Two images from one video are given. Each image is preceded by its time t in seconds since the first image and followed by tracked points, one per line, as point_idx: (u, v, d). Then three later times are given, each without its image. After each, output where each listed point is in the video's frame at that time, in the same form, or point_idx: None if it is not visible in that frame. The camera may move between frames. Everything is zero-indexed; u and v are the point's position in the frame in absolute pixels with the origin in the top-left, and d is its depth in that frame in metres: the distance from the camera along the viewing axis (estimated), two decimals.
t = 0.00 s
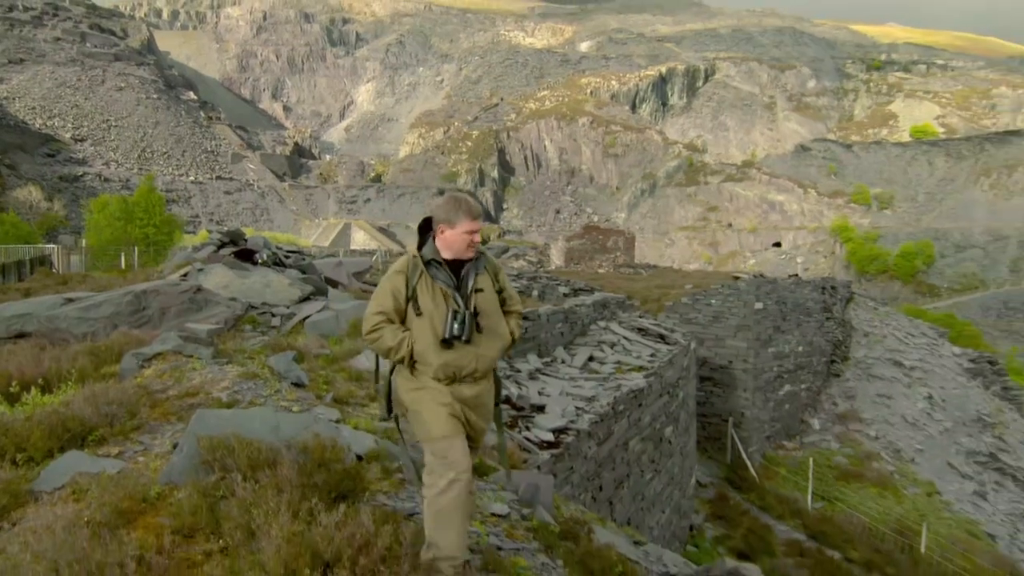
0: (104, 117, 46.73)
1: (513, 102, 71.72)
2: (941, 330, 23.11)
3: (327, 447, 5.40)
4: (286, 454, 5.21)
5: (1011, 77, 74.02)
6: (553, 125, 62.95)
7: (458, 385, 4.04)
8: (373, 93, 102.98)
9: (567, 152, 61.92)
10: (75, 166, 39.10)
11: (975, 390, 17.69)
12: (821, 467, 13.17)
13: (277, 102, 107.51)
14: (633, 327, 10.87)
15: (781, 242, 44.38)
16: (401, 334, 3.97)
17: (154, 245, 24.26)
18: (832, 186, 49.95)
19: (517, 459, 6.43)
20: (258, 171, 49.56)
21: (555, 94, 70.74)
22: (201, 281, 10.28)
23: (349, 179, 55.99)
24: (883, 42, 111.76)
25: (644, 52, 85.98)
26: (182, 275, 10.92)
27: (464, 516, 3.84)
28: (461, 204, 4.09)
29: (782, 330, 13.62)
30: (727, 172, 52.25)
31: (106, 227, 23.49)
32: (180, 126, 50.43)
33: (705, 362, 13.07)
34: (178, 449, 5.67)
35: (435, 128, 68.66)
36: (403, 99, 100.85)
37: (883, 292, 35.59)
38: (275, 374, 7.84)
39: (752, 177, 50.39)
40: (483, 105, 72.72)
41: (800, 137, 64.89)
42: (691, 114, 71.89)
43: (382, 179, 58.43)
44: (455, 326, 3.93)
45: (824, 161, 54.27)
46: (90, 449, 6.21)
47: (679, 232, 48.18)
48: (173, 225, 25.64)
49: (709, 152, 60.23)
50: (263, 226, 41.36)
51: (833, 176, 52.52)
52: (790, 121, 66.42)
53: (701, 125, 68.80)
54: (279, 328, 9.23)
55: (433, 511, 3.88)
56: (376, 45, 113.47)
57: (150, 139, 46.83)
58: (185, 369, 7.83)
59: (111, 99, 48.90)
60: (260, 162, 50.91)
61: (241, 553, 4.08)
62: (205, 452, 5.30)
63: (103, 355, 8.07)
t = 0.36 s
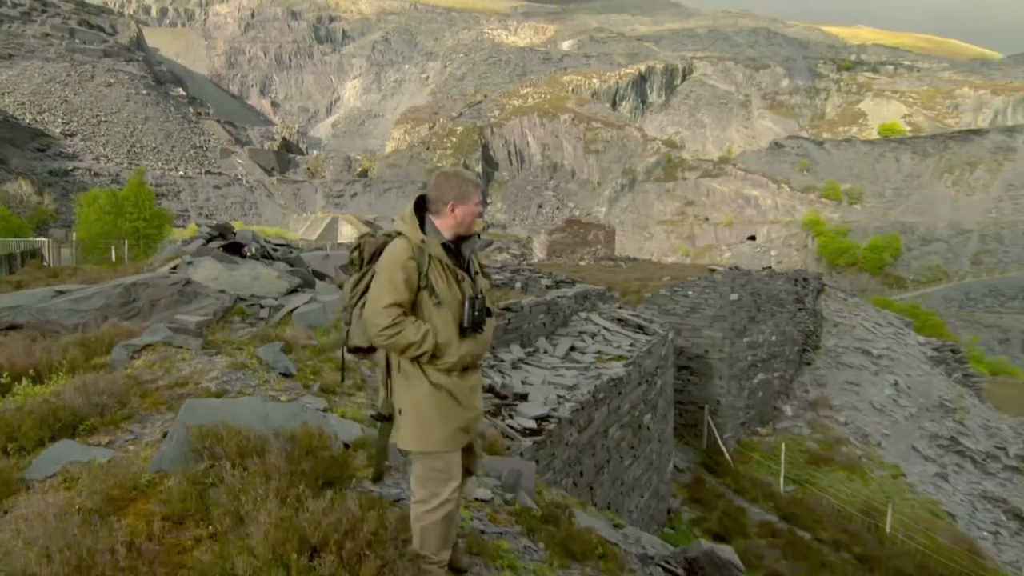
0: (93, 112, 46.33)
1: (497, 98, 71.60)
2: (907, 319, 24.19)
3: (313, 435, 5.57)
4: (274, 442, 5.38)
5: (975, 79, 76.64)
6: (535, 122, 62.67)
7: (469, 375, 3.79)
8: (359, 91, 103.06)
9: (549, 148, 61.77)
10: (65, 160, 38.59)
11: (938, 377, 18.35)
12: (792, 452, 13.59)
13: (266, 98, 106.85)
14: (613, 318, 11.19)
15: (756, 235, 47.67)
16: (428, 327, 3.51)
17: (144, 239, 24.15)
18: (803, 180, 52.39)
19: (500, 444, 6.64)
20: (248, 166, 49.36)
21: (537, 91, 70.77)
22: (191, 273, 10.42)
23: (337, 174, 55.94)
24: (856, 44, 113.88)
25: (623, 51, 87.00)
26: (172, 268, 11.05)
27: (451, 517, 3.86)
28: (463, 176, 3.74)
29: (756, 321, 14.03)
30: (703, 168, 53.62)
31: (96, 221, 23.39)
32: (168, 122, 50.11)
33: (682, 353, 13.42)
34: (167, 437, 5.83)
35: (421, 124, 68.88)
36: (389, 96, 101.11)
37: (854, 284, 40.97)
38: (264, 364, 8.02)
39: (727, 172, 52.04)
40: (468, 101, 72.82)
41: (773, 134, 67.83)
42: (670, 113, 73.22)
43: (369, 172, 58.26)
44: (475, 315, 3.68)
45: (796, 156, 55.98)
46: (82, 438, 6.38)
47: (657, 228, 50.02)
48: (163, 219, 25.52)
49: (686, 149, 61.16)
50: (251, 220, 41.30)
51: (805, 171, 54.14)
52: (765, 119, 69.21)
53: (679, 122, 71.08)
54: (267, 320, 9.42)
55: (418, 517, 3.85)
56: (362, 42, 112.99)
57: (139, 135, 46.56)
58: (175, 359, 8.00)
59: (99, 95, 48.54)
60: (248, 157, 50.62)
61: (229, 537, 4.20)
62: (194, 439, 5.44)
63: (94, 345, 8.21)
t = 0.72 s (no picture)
0: (81, 108, 45.61)
1: (481, 96, 71.60)
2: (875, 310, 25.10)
3: (300, 427, 5.73)
4: (261, 433, 5.52)
5: (940, 80, 78.20)
6: (517, 120, 62.68)
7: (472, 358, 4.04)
8: (344, 88, 102.98)
9: (531, 145, 61.79)
10: (52, 156, 38.42)
11: (905, 366, 18.90)
12: (766, 439, 13.98)
13: (252, 95, 106.26)
14: (593, 311, 11.47)
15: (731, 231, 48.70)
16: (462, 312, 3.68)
17: (133, 234, 24.07)
18: (777, 177, 53.25)
19: (483, 435, 6.85)
20: (236, 162, 49.11)
21: (519, 89, 70.60)
22: (179, 268, 10.53)
23: (323, 169, 55.82)
24: (830, 46, 115.39)
25: (604, 50, 87.80)
26: (160, 262, 11.14)
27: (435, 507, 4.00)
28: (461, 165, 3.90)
29: (732, 313, 14.39)
30: (682, 165, 54.87)
31: (84, 216, 23.32)
32: (157, 117, 49.40)
33: (661, 344, 13.75)
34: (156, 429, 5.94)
35: (404, 121, 68.00)
36: (374, 93, 101.10)
37: (825, 277, 43.18)
38: (251, 357, 8.17)
39: (704, 169, 53.25)
40: (451, 98, 72.80)
41: (748, 132, 69.26)
42: (650, 111, 74.45)
43: (354, 168, 58.23)
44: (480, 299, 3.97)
45: (769, 155, 55.94)
46: (70, 429, 6.46)
47: (637, 222, 51.33)
48: (152, 214, 25.43)
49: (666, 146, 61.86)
50: (239, 216, 41.28)
51: (778, 168, 54.71)
52: (740, 117, 70.50)
53: (658, 120, 72.12)
54: (255, 313, 9.56)
55: (400, 510, 3.95)
56: (347, 39, 111.96)
57: (127, 130, 45.93)
58: (163, 353, 8.13)
59: (87, 91, 47.71)
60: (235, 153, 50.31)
61: (218, 525, 4.30)
62: (182, 430, 5.56)
63: (82, 339, 8.32)
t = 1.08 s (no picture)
0: (70, 107, 45.13)
1: (465, 96, 71.59)
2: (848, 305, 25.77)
3: (290, 420, 5.87)
4: (250, 426, 5.61)
5: (908, 83, 79.81)
6: (502, 119, 62.86)
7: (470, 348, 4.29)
8: (331, 87, 102.86)
9: (515, 143, 62.12)
10: (42, 154, 38.06)
11: (875, 358, 19.40)
12: (744, 430, 14.36)
13: (241, 94, 105.71)
14: (575, 306, 11.72)
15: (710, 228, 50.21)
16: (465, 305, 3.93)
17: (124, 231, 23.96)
18: (754, 176, 54.52)
19: (470, 427, 7.06)
20: (224, 160, 48.97)
21: (503, 89, 70.78)
22: (169, 264, 10.64)
23: (311, 167, 55.71)
24: (804, 49, 117.14)
25: (587, 52, 88.47)
26: (150, 258, 11.23)
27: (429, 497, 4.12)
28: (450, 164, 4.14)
29: (711, 308, 14.74)
30: (662, 164, 55.47)
31: (75, 214, 23.20)
32: (147, 117, 49.08)
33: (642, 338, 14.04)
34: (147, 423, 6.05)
35: (392, 120, 68.31)
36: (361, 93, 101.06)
37: (800, 272, 44.27)
38: (240, 351, 8.32)
39: (685, 168, 54.12)
40: (438, 97, 72.87)
41: (727, 132, 70.33)
42: (631, 110, 75.03)
43: (341, 166, 58.23)
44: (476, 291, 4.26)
45: (746, 154, 56.70)
46: (61, 423, 6.55)
47: (619, 220, 52.05)
48: (142, 211, 25.33)
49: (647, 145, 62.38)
50: (228, 213, 41.30)
51: (755, 168, 55.59)
52: (718, 118, 71.47)
53: (639, 120, 72.89)
54: (244, 308, 9.72)
55: (392, 501, 4.04)
56: (335, 39, 111.90)
57: (117, 130, 45.61)
58: (153, 348, 8.25)
59: (77, 90, 47.19)
60: (225, 152, 50.16)
61: (207, 516, 4.33)
62: (173, 424, 5.65)
63: (72, 335, 8.42)
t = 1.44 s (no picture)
0: (60, 105, 44.71)
1: (453, 95, 71.39)
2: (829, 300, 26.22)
3: (279, 415, 5.98)
4: (240, 421, 5.73)
5: (886, 85, 81.04)
6: (490, 118, 63.01)
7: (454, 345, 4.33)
8: (320, 86, 102.58)
9: (503, 143, 61.96)
10: (32, 152, 37.68)
11: (854, 352, 19.72)
12: (726, 423, 14.61)
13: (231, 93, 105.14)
14: (563, 302, 11.91)
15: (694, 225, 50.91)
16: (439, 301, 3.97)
17: (114, 229, 23.73)
18: (737, 176, 55.58)
19: (458, 422, 7.20)
20: (215, 159, 48.82)
21: (491, 89, 70.89)
22: (159, 261, 10.68)
23: (301, 164, 55.47)
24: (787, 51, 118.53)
25: (574, 52, 88.84)
26: (140, 256, 11.26)
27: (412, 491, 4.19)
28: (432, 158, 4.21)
29: (694, 304, 14.97)
30: (647, 163, 55.96)
31: (64, 211, 22.95)
32: (137, 114, 48.73)
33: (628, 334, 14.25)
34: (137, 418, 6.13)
35: (381, 120, 68.32)
36: (350, 92, 100.89)
37: (781, 269, 44.37)
38: (230, 347, 8.41)
39: (669, 167, 54.68)
40: (426, 96, 72.85)
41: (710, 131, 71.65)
42: (617, 110, 75.30)
43: (330, 164, 58.12)
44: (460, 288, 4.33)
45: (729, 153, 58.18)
46: (52, 420, 6.60)
47: (605, 218, 52.46)
48: (132, 209, 25.12)
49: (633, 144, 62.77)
50: (218, 211, 41.21)
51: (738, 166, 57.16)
52: (702, 118, 73.57)
53: (624, 120, 73.34)
54: (235, 304, 9.80)
55: (373, 495, 4.12)
56: (325, 39, 111.69)
57: (107, 127, 45.26)
58: (143, 344, 8.32)
59: (66, 88, 46.79)
60: (215, 150, 49.94)
61: (198, 511, 4.40)
62: (163, 418, 5.74)
63: (63, 331, 8.48)
